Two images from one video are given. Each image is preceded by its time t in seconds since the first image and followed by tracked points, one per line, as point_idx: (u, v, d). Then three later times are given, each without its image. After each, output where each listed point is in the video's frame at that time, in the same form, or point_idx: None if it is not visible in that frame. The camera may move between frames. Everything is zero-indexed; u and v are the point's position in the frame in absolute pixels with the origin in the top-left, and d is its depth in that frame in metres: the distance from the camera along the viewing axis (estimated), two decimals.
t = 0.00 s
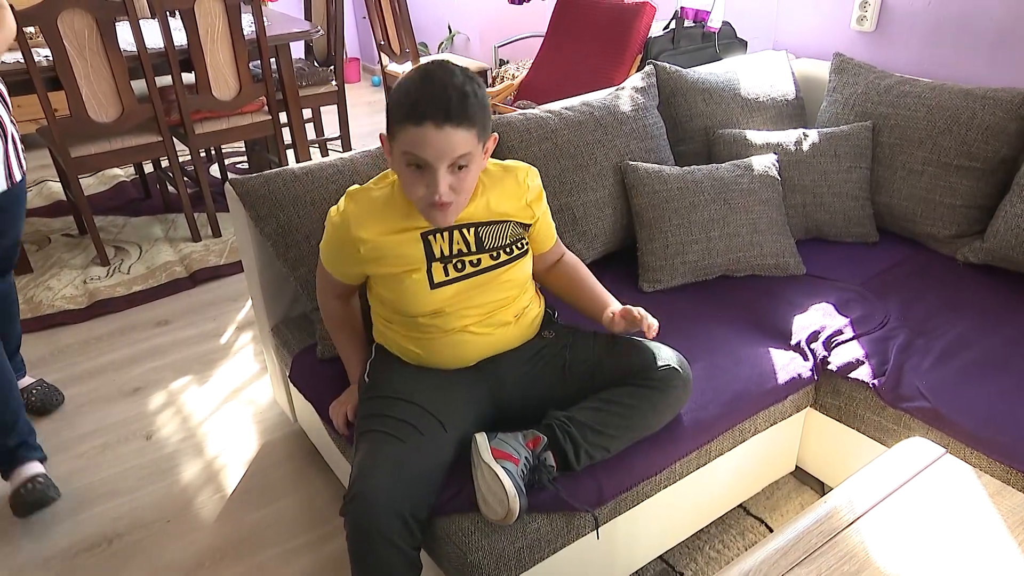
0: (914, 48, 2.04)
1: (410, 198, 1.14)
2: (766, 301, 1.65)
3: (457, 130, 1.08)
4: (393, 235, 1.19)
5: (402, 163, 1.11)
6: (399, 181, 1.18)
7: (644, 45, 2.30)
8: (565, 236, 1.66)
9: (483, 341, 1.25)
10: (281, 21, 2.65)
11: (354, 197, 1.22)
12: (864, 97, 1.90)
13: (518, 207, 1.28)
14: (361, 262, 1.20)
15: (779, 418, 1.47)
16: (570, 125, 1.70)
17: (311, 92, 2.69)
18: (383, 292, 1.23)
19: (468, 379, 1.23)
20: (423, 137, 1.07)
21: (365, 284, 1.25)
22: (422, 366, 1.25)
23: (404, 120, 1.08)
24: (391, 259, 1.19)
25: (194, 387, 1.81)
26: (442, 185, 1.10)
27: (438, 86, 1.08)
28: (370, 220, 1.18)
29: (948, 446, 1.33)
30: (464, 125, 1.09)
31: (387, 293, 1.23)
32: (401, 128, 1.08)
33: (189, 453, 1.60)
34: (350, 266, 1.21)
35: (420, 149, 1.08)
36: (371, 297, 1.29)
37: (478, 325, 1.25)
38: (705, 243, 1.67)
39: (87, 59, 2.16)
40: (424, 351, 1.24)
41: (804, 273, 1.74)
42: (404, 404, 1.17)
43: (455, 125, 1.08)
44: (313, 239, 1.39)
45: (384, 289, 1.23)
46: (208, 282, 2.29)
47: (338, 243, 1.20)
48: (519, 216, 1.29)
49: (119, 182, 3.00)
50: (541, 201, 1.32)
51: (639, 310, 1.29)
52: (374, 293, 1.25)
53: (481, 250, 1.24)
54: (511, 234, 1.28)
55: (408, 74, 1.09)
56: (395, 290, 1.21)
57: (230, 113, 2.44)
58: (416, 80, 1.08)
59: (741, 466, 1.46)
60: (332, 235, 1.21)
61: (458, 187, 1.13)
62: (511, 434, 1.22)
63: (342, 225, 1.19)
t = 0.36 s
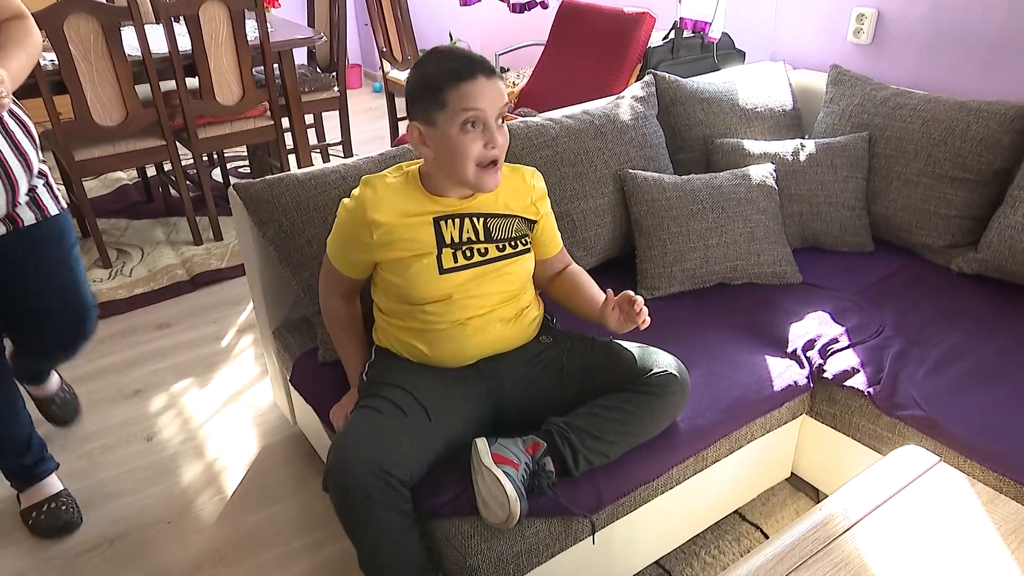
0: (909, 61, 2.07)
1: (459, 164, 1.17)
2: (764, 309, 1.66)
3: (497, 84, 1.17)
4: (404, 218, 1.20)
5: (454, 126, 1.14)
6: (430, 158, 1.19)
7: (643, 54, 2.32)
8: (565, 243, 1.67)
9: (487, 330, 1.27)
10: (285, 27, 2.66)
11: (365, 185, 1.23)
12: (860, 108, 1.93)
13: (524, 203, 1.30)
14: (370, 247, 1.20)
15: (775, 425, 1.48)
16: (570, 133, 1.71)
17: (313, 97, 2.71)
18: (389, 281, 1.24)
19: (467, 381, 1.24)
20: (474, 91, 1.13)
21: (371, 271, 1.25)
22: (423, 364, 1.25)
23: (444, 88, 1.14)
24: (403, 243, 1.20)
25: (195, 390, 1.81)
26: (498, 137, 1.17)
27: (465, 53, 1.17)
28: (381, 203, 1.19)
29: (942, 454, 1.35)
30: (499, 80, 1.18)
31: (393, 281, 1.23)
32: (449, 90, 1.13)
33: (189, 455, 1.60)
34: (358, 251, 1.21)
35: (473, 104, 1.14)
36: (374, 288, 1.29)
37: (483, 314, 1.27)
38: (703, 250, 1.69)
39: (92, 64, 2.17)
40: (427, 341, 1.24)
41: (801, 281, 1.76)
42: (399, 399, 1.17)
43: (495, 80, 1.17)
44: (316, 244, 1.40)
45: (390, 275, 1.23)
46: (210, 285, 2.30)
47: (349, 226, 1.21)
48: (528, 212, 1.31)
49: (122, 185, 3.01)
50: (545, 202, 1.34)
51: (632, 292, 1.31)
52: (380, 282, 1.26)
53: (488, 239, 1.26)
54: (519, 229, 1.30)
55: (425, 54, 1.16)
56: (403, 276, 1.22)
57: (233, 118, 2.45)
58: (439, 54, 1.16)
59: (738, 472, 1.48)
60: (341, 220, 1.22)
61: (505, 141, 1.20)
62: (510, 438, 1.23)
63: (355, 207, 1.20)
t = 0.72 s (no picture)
0: (894, 80, 2.15)
1: (484, 174, 1.23)
2: (757, 315, 1.73)
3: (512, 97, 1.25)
4: (417, 215, 1.26)
5: (480, 139, 1.21)
6: (452, 170, 1.25)
7: (639, 69, 2.41)
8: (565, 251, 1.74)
9: (489, 325, 1.33)
10: (294, 43, 2.74)
11: (383, 185, 1.29)
12: (847, 123, 2.01)
13: (529, 208, 1.36)
14: (384, 239, 1.26)
15: (769, 427, 1.54)
16: (570, 145, 1.78)
17: (321, 110, 2.77)
18: (399, 274, 1.29)
19: (471, 382, 1.29)
20: (495, 105, 1.21)
21: (381, 262, 1.31)
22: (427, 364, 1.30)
23: (466, 104, 1.20)
24: (416, 238, 1.26)
25: (206, 392, 1.85)
26: (518, 147, 1.25)
27: (477, 69, 1.24)
28: (397, 200, 1.26)
29: (929, 455, 1.40)
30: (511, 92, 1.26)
31: (403, 274, 1.29)
32: (472, 105, 1.20)
33: (201, 455, 1.63)
34: (371, 242, 1.27)
35: (495, 118, 1.21)
36: (382, 281, 1.34)
37: (486, 310, 1.33)
38: (698, 258, 1.75)
39: (109, 78, 2.23)
40: (432, 335, 1.30)
41: (792, 288, 1.83)
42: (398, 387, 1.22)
43: (510, 93, 1.24)
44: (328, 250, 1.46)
45: (401, 268, 1.29)
46: (220, 291, 2.34)
47: (364, 217, 1.26)
48: (534, 217, 1.37)
49: (135, 194, 3.06)
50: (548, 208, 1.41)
51: (614, 285, 1.35)
52: (390, 275, 1.31)
53: (495, 240, 1.32)
54: (526, 233, 1.36)
55: (436, 72, 1.24)
56: (413, 270, 1.28)
57: (244, 130, 2.51)
58: (455, 73, 1.22)
59: (733, 472, 1.53)
60: (357, 211, 1.28)
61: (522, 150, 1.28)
62: (510, 439, 1.28)
63: (373, 200, 1.27)
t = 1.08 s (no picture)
0: (880, 92, 2.24)
1: (498, 192, 1.30)
2: (752, 317, 1.79)
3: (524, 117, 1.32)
4: (431, 223, 1.33)
5: (495, 159, 1.28)
6: (467, 188, 1.33)
7: (637, 81, 2.49)
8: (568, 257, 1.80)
9: (498, 329, 1.40)
10: (303, 58, 2.81)
11: (400, 193, 1.36)
12: (836, 133, 2.09)
13: (539, 216, 1.43)
14: (400, 247, 1.33)
15: (765, 425, 1.61)
16: (571, 155, 1.85)
17: (330, 122, 2.84)
18: (415, 280, 1.36)
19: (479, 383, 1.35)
20: (510, 126, 1.27)
21: (397, 268, 1.37)
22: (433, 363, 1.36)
23: (481, 124, 1.27)
24: (431, 246, 1.33)
25: (222, 393, 1.90)
26: (529, 165, 1.32)
27: (491, 91, 1.30)
28: (413, 210, 1.33)
29: (919, 451, 1.47)
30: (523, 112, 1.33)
31: (418, 280, 1.35)
32: (487, 126, 1.27)
33: (218, 454, 1.68)
34: (387, 248, 1.33)
35: (509, 138, 1.27)
36: (397, 285, 1.41)
37: (496, 314, 1.39)
38: (694, 264, 1.82)
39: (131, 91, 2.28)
40: (445, 337, 1.36)
41: (785, 292, 1.90)
42: (420, 363, 1.25)
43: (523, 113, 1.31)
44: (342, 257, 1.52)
45: (416, 274, 1.35)
46: (234, 297, 2.40)
47: (381, 226, 1.33)
48: (543, 225, 1.44)
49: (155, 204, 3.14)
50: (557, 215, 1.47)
51: (609, 287, 1.42)
52: (405, 280, 1.38)
53: (506, 248, 1.38)
54: (535, 240, 1.43)
55: (449, 95, 1.30)
56: (428, 277, 1.34)
57: (257, 141, 2.58)
58: (471, 95, 1.29)
59: (731, 468, 1.59)
60: (374, 219, 1.34)
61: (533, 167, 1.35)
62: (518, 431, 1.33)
63: (391, 209, 1.33)
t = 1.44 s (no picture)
0: (866, 105, 2.34)
1: (512, 209, 1.37)
2: (747, 322, 1.87)
3: (535, 136, 1.38)
4: (450, 244, 1.40)
5: (508, 177, 1.34)
6: (482, 205, 1.40)
7: (633, 94, 2.58)
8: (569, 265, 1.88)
9: (514, 342, 1.46)
10: (313, 74, 2.90)
11: (419, 217, 1.43)
12: (825, 144, 2.17)
13: (550, 233, 1.50)
14: (419, 268, 1.39)
15: (760, 425, 1.67)
16: (572, 166, 1.92)
17: (339, 136, 2.92)
18: (434, 299, 1.42)
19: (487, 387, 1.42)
20: (521, 145, 1.34)
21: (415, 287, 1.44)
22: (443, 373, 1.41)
23: (494, 144, 1.34)
24: (450, 267, 1.40)
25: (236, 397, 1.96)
26: (541, 183, 1.38)
27: (503, 111, 1.38)
28: (431, 231, 1.39)
29: (908, 449, 1.54)
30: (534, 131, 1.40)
31: (437, 299, 1.42)
32: (500, 146, 1.34)
33: (233, 455, 1.73)
34: (406, 269, 1.40)
35: (521, 157, 1.34)
36: (414, 300, 1.47)
37: (512, 328, 1.46)
38: (691, 271, 1.90)
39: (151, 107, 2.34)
40: (461, 349, 1.43)
41: (778, 297, 1.97)
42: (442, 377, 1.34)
43: (533, 132, 1.38)
44: (354, 264, 1.59)
45: (433, 292, 1.42)
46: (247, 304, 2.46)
47: (400, 248, 1.39)
48: (555, 241, 1.50)
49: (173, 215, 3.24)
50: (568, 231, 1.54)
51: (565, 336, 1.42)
52: (424, 297, 1.44)
53: (521, 266, 1.45)
54: (548, 256, 1.50)
55: (463, 118, 1.39)
56: (447, 295, 1.41)
57: (268, 154, 2.65)
58: (484, 116, 1.36)
59: (728, 467, 1.66)
60: (392, 239, 1.41)
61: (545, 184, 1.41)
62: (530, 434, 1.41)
63: (410, 232, 1.40)
